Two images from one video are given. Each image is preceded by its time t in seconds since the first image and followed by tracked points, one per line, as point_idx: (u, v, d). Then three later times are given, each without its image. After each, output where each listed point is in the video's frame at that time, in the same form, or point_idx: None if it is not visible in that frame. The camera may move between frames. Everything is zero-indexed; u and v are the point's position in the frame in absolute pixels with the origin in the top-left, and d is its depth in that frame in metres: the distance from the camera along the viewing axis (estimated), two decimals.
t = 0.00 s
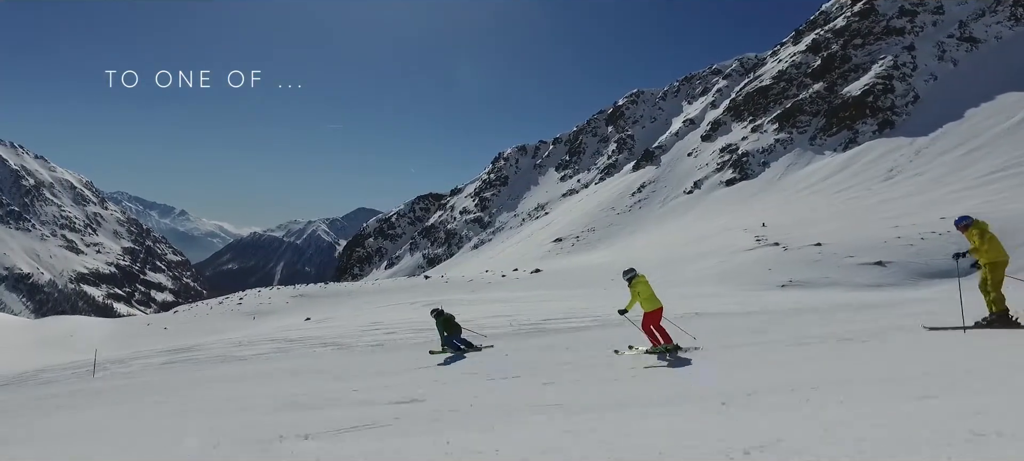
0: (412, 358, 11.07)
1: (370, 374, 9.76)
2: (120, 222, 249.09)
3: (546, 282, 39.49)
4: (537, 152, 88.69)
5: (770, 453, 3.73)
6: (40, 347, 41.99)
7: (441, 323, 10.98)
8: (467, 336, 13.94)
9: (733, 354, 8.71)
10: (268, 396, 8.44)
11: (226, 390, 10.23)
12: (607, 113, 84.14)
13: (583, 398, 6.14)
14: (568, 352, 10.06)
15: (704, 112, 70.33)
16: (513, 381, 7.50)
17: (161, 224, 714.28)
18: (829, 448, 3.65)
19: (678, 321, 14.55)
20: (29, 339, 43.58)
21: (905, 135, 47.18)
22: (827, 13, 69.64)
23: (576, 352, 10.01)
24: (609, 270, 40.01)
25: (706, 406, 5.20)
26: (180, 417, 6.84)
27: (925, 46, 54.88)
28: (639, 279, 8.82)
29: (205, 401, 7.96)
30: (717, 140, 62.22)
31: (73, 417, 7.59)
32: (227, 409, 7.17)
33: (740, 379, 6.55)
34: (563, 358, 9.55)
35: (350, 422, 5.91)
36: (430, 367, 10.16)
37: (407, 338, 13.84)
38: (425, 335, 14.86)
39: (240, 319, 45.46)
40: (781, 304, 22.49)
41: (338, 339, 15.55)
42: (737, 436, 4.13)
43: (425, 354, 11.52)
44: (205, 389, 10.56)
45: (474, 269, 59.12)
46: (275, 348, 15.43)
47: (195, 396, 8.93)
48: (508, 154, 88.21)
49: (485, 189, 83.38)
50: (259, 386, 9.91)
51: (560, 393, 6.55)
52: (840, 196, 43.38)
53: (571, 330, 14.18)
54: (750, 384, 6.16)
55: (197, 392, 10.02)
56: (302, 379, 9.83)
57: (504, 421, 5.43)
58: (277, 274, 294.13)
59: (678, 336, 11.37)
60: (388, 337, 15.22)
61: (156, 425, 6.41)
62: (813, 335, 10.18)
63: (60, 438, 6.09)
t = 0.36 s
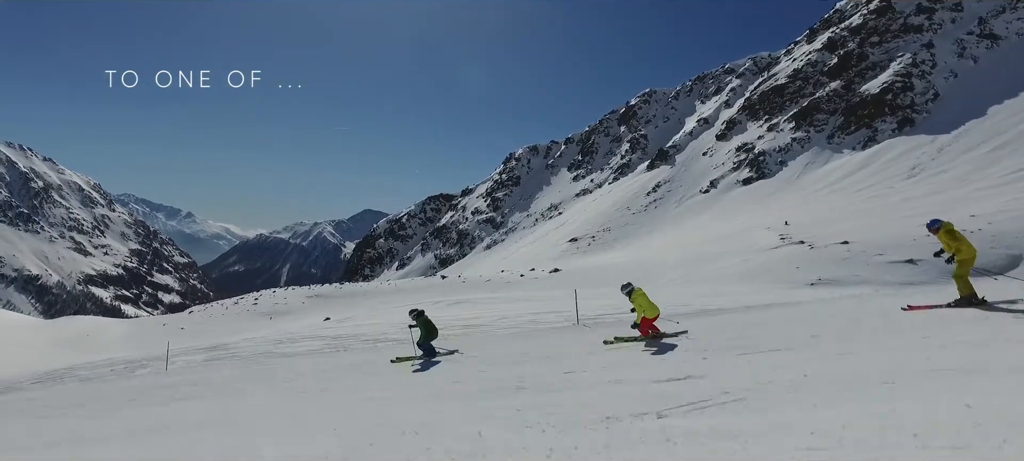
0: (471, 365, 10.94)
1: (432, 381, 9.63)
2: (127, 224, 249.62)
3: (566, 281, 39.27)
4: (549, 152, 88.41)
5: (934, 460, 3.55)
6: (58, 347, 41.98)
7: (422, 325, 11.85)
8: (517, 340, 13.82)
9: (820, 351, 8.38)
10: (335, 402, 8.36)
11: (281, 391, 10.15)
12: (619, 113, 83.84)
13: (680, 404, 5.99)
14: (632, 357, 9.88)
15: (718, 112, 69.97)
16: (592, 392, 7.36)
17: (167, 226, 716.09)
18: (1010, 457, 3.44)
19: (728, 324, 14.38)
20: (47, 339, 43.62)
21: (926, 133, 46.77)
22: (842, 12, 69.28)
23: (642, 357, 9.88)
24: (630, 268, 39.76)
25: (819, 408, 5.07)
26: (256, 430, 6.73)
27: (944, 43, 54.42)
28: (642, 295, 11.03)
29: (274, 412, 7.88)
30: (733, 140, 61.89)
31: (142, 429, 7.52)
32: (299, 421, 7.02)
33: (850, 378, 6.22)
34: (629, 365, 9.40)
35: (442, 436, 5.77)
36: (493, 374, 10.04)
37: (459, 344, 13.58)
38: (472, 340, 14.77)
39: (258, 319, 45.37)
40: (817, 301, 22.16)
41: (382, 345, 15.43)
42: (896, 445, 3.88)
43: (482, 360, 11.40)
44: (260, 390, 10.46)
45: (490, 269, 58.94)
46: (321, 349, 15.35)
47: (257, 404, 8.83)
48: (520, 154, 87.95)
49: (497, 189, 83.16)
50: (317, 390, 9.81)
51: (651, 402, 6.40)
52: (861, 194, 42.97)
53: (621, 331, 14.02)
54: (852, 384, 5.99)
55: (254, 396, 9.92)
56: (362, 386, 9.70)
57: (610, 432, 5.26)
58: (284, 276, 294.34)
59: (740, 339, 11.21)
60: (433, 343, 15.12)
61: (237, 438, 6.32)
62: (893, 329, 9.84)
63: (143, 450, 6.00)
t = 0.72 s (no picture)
0: (545, 370, 10.70)
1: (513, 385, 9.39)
2: (152, 224, 252.79)
3: (600, 282, 38.91)
4: (574, 152, 88.07)
5: None
6: (94, 345, 42.42)
7: (384, 328, 10.91)
8: (581, 344, 13.58)
9: (938, 354, 7.99)
10: (422, 405, 8.15)
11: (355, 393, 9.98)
12: (646, 113, 83.32)
13: (814, 418, 5.67)
14: (717, 361, 9.58)
15: (747, 111, 69.14)
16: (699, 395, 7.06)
17: (189, 227, 724.61)
18: None
19: (796, 322, 14.02)
20: (82, 336, 44.10)
21: (968, 131, 45.84)
22: (875, 9, 68.28)
23: (729, 360, 9.58)
24: (666, 268, 39.46)
25: (985, 425, 4.72)
26: (357, 434, 6.55)
27: (984, 39, 53.34)
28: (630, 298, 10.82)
29: (362, 416, 7.69)
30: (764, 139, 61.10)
31: (232, 431, 7.37)
32: (397, 425, 6.83)
33: (999, 383, 5.89)
34: (719, 368, 9.09)
35: (575, 438, 5.59)
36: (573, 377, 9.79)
37: (527, 350, 13.40)
38: (535, 343, 14.55)
39: (291, 318, 45.63)
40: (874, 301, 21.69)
41: (438, 348, 15.24)
42: None
43: (554, 365, 11.15)
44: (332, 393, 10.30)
45: (519, 269, 58.82)
46: (378, 352, 15.21)
47: (338, 405, 8.67)
48: (544, 154, 87.69)
49: (522, 189, 82.96)
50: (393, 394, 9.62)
51: (775, 410, 6.10)
52: (901, 194, 42.13)
53: (686, 335, 13.70)
54: (999, 390, 5.64)
55: (328, 396, 9.75)
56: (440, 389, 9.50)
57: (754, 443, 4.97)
58: (305, 276, 296.38)
59: (828, 340, 10.90)
60: (491, 346, 14.90)
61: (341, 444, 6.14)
62: (997, 324, 9.44)
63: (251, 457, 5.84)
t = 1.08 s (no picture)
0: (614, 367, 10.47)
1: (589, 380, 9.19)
2: (158, 225, 252.66)
3: (621, 280, 38.69)
4: (584, 151, 87.84)
5: None
6: (111, 344, 42.26)
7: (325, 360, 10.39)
8: (636, 341, 13.37)
9: None
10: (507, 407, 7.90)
11: (424, 394, 9.73)
12: (657, 111, 83.10)
13: (955, 389, 5.41)
14: (797, 351, 9.39)
15: (761, 109, 68.87)
16: (804, 378, 6.85)
17: (193, 228, 725.51)
18: None
19: (853, 314, 13.81)
20: (98, 335, 43.95)
21: (989, 128, 45.54)
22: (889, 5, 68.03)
23: (811, 352, 9.36)
24: (687, 266, 39.21)
25: None
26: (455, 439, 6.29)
27: (1003, 35, 53.04)
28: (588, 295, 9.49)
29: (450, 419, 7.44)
30: (779, 136, 60.86)
31: (316, 441, 7.14)
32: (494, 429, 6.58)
33: None
34: (801, 358, 8.88)
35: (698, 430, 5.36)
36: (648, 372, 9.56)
37: (582, 345, 13.18)
38: (585, 337, 14.33)
39: (308, 316, 45.45)
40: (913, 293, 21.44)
41: (485, 342, 15.04)
42: None
43: (621, 361, 10.94)
44: (398, 394, 10.09)
45: (533, 267, 58.65)
46: (423, 347, 15.02)
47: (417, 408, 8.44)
48: (555, 153, 87.46)
49: (533, 188, 82.74)
50: (464, 394, 9.39)
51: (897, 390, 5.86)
52: (922, 190, 41.85)
53: (743, 328, 13.47)
54: None
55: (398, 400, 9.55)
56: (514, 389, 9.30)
57: (911, 425, 4.70)
58: (311, 277, 296.34)
59: (899, 326, 10.65)
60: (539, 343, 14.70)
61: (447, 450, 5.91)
62: None
63: None
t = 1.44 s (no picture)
0: (670, 364, 10.15)
1: (654, 377, 8.84)
2: (154, 225, 251.50)
3: (632, 279, 38.48)
4: (588, 151, 87.68)
5: None
6: (116, 342, 41.90)
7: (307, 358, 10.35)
8: (680, 339, 13.06)
9: None
10: (578, 401, 7.55)
11: (476, 389, 9.40)
12: (661, 111, 83.12)
13: None
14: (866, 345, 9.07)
15: (766, 108, 68.92)
16: (900, 366, 6.52)
17: (189, 228, 722.93)
18: None
19: (899, 311, 13.55)
20: (103, 333, 43.60)
21: (999, 127, 45.48)
22: (894, 5, 68.12)
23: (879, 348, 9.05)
24: (700, 265, 39.00)
25: None
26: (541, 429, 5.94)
27: (1011, 35, 53.04)
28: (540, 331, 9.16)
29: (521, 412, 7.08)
30: (786, 136, 60.79)
31: (381, 430, 6.78)
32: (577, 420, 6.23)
33: None
34: (880, 350, 8.58)
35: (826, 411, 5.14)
36: (711, 369, 9.24)
37: (628, 344, 12.94)
38: (628, 335, 14.11)
39: (315, 316, 45.03)
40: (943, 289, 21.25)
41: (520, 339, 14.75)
42: None
43: (675, 359, 10.62)
44: (447, 389, 9.73)
45: (540, 266, 58.36)
46: (461, 344, 14.75)
47: (478, 403, 8.11)
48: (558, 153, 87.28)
49: (537, 188, 82.47)
50: (521, 389, 9.05)
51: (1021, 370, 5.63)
52: (933, 189, 41.71)
53: (792, 324, 13.21)
54: None
55: (451, 393, 9.22)
56: (574, 385, 8.96)
57: None
58: (308, 278, 295.36)
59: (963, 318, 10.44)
60: (578, 341, 14.40)
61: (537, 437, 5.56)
62: None
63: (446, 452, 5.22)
